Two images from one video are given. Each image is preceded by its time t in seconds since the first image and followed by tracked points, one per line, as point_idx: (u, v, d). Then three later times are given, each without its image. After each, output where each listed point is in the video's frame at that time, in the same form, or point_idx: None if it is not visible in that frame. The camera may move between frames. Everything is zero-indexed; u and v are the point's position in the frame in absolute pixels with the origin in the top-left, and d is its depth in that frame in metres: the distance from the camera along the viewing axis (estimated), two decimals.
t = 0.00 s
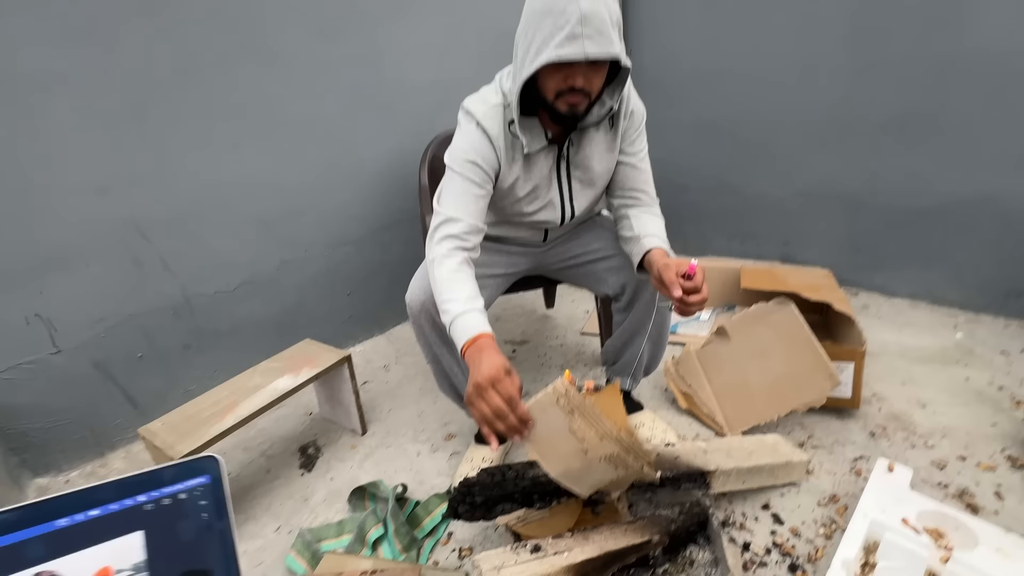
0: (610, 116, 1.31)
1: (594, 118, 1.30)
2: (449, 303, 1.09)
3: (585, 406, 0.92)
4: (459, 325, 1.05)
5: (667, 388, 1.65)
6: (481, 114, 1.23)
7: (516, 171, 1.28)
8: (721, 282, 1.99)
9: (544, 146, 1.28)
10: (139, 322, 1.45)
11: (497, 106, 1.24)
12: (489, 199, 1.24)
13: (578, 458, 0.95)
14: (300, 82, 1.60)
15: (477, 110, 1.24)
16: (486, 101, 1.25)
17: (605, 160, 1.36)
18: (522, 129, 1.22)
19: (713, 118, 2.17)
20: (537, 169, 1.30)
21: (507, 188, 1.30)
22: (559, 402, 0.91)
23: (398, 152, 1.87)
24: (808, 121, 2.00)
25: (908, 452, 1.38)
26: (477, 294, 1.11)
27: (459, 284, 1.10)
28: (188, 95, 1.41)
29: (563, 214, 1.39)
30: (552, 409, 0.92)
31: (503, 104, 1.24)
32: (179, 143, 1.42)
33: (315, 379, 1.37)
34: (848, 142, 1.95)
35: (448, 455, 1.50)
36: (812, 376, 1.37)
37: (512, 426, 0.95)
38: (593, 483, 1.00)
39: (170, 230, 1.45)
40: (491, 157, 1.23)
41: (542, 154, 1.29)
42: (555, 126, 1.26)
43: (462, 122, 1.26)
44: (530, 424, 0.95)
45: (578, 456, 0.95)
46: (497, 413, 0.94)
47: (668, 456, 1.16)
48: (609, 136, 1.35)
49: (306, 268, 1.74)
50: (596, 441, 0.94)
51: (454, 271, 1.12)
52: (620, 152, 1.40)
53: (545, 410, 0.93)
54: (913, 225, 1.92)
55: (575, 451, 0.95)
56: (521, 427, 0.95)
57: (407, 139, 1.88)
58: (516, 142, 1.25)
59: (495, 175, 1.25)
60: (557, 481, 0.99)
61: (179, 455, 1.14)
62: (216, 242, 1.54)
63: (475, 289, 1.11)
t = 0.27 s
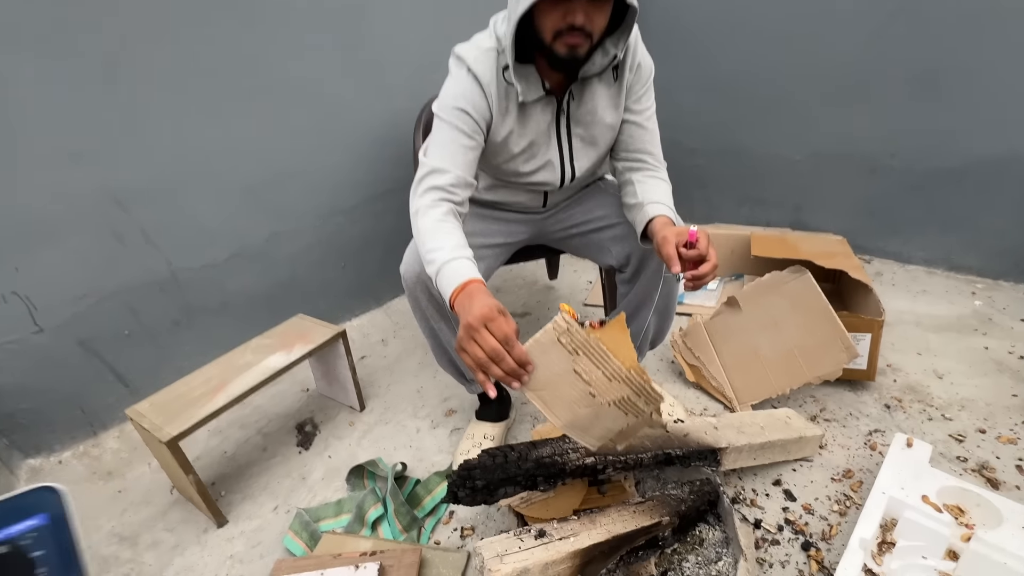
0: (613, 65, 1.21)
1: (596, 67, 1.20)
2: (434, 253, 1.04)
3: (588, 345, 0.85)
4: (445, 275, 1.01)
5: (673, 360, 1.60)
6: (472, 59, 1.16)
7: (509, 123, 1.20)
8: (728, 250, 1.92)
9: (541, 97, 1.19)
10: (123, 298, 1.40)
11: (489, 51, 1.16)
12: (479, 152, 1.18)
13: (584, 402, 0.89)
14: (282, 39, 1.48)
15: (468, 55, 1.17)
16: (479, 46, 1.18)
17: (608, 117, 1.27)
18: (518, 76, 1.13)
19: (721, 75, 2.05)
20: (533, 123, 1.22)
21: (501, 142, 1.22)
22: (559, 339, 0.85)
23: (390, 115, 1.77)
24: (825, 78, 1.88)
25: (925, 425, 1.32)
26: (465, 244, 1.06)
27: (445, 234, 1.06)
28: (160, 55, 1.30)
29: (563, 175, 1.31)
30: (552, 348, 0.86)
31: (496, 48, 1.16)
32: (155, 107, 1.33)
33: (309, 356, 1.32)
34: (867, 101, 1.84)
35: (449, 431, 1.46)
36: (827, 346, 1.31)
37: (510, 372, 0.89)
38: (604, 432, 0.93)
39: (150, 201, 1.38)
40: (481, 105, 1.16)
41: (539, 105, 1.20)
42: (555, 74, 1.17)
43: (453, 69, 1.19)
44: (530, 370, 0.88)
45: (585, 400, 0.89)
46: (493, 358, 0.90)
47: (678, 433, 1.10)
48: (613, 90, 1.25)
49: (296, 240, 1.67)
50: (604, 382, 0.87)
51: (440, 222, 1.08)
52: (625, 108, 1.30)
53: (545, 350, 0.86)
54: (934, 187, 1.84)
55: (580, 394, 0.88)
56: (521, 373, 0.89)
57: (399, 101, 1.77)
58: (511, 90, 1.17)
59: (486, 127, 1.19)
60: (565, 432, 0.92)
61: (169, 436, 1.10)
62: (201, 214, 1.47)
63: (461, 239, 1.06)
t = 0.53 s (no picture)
0: (614, 27, 1.12)
1: (595, 29, 1.11)
2: (416, 223, 0.99)
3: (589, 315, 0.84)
4: (427, 245, 0.96)
5: (675, 341, 1.55)
6: (460, 18, 1.07)
7: (499, 90, 1.12)
8: (731, 227, 1.86)
9: (535, 61, 1.10)
10: (97, 285, 1.34)
11: (478, 9, 1.08)
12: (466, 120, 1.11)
13: (583, 370, 0.90)
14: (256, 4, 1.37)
15: (456, 14, 1.08)
16: (467, 4, 1.09)
17: (608, 84, 1.19)
18: (509, 36, 1.05)
19: (724, 41, 1.95)
20: (527, 90, 1.14)
21: (491, 110, 1.15)
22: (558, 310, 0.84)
23: (375, 87, 1.67)
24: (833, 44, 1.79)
25: (934, 407, 1.29)
26: (448, 213, 1.01)
27: (426, 203, 1.01)
28: (123, 23, 1.21)
29: (559, 148, 1.23)
30: (551, 319, 0.85)
31: (486, 7, 1.07)
32: (122, 81, 1.24)
33: (296, 344, 1.26)
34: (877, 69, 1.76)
35: (444, 419, 1.42)
36: (837, 327, 1.25)
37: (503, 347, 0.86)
38: (601, 401, 0.95)
39: (120, 182, 1.31)
40: (469, 70, 1.08)
41: (532, 70, 1.12)
42: (550, 35, 1.09)
43: (438, 30, 1.11)
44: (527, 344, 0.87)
45: (584, 369, 0.89)
46: (487, 331, 0.85)
47: (683, 421, 1.06)
48: (613, 54, 1.17)
49: (280, 221, 1.60)
50: (604, 352, 0.88)
51: (422, 191, 1.02)
52: (627, 76, 1.22)
53: (543, 322, 0.86)
54: (944, 159, 1.78)
55: (579, 364, 0.89)
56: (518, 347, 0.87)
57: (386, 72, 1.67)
58: (501, 52, 1.09)
59: (474, 93, 1.11)
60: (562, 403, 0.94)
61: (148, 433, 1.04)
62: (177, 195, 1.40)
63: (444, 208, 1.01)
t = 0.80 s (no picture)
0: None
1: None
2: (376, 183, 0.90)
3: (588, 257, 0.82)
4: (391, 203, 0.88)
5: (672, 322, 1.47)
6: None
7: (475, 42, 1.01)
8: (730, 199, 1.75)
9: (516, 9, 0.99)
10: (47, 270, 1.24)
11: None
12: (436, 74, 1.00)
13: (580, 319, 0.87)
14: None
15: None
16: None
17: (599, 38, 1.08)
18: None
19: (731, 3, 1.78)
20: (507, 42, 1.03)
21: (466, 65, 1.04)
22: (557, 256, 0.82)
23: (350, 43, 1.50)
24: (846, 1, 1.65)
25: (945, 391, 1.22)
26: (410, 168, 0.92)
27: (385, 155, 0.91)
28: None
29: (545, 111, 1.12)
30: (550, 265, 0.82)
31: None
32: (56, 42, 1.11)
33: (263, 333, 1.16)
34: (890, 28, 1.64)
35: (428, 408, 1.33)
36: (846, 309, 1.17)
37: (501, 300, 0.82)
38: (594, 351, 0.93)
39: (64, 156, 1.19)
40: (438, 18, 0.97)
41: (513, 20, 1.01)
42: None
43: None
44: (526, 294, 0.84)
45: (581, 318, 0.87)
46: (480, 284, 0.80)
47: (683, 413, 0.98)
48: (604, 5, 1.06)
49: (248, 198, 1.48)
50: (602, 297, 0.86)
51: (379, 146, 0.92)
52: (621, 31, 1.11)
53: (541, 269, 0.83)
54: (956, 126, 1.69)
55: (577, 313, 0.86)
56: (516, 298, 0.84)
57: (360, 32, 1.51)
58: None
59: (444, 43, 1.00)
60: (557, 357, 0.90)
61: (96, 435, 0.96)
62: (130, 171, 1.27)
63: (406, 164, 0.92)
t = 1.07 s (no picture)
0: None
1: None
2: (334, 160, 0.78)
3: (598, 232, 0.73)
4: (352, 181, 0.76)
5: (670, 317, 1.36)
6: None
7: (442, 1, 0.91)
8: (731, 183, 1.64)
9: None
10: None
11: None
12: (399, 37, 0.91)
13: (576, 305, 0.77)
14: None
15: None
16: None
17: None
18: None
19: None
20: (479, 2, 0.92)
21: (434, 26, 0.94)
22: (567, 227, 0.72)
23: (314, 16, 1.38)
24: None
25: (965, 391, 1.13)
26: (370, 139, 0.80)
27: (343, 127, 0.80)
28: None
29: (525, 82, 1.00)
30: (556, 238, 0.72)
31: None
32: None
33: (220, 337, 1.05)
34: None
35: (408, 414, 1.23)
36: (862, 303, 1.07)
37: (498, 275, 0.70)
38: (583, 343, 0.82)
39: None
40: None
41: None
42: None
43: None
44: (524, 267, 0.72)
45: (580, 302, 0.76)
46: (473, 264, 0.68)
47: (687, 426, 0.88)
48: None
49: (208, 185, 1.34)
50: (605, 280, 0.76)
51: (335, 118, 0.81)
52: None
53: (545, 242, 0.72)
54: (971, 101, 1.58)
55: (576, 295, 0.76)
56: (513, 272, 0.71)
57: None
58: None
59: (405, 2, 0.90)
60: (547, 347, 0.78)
61: (26, 459, 0.84)
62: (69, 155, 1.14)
63: (367, 137, 0.79)
